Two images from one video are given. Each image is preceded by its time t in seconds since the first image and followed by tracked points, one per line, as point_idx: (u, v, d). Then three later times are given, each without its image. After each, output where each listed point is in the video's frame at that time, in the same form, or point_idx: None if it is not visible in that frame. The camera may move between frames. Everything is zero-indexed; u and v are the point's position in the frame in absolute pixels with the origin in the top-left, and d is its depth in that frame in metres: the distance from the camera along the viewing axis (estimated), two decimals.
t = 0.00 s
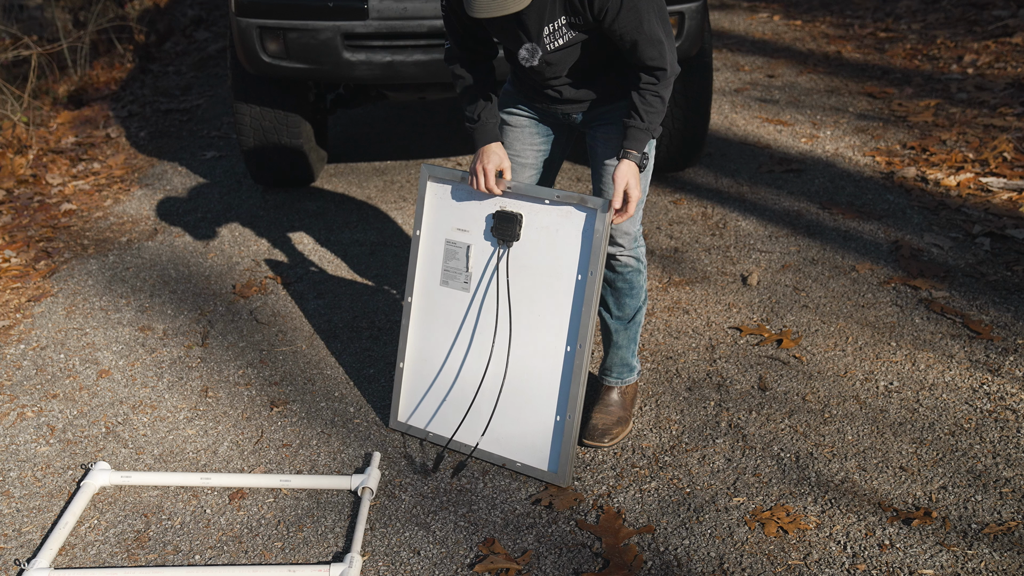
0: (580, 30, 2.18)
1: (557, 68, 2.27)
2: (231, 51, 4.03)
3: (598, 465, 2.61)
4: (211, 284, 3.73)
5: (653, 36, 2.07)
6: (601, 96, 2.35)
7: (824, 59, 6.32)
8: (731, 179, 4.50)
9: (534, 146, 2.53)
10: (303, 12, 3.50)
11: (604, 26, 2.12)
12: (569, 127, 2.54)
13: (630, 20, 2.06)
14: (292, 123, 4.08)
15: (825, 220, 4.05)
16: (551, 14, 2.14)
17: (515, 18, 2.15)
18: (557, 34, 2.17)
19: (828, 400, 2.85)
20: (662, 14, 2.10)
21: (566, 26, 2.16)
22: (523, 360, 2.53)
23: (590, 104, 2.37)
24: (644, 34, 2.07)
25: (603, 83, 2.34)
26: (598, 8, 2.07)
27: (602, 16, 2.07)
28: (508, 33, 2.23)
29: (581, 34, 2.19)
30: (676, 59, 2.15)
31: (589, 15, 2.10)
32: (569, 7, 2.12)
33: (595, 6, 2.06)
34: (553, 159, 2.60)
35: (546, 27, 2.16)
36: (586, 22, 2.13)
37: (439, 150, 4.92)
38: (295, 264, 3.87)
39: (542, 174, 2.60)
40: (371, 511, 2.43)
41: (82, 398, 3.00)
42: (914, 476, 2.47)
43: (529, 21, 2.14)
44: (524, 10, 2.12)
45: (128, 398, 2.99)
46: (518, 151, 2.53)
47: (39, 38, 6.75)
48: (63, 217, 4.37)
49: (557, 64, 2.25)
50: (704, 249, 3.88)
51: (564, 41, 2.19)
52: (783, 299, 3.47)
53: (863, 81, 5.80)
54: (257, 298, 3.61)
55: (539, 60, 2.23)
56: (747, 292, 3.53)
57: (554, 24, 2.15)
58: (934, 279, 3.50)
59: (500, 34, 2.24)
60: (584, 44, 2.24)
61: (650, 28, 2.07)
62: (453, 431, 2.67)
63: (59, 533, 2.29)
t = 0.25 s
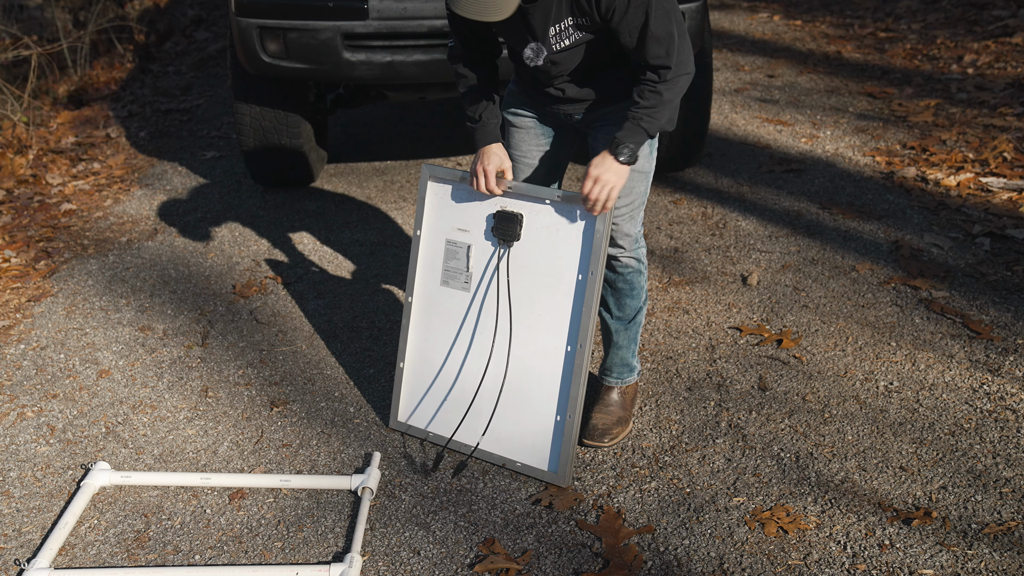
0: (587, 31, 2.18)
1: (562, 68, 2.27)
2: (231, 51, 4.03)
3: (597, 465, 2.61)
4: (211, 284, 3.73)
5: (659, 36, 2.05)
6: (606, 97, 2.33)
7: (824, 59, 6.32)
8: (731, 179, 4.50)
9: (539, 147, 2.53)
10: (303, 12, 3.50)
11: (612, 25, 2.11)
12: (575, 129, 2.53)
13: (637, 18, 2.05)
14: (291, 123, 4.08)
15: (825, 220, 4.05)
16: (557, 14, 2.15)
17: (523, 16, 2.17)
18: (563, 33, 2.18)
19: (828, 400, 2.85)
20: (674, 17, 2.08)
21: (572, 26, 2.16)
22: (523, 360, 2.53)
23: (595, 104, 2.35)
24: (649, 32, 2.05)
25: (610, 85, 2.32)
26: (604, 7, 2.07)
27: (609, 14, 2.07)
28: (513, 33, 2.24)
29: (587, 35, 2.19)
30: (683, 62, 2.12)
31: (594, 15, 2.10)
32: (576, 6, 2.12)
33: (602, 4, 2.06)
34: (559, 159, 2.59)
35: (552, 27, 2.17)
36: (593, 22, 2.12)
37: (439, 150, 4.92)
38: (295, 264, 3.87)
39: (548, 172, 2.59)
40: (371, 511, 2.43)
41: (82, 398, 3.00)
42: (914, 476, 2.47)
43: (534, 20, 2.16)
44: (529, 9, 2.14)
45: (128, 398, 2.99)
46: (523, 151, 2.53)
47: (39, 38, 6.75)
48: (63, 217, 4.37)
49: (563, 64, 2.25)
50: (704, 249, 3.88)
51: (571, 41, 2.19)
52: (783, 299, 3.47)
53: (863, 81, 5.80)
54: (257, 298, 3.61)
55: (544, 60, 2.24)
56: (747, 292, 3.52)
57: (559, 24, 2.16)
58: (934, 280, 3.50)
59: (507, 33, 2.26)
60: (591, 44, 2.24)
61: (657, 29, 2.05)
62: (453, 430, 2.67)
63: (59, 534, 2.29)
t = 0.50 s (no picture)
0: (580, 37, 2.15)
1: (557, 70, 2.26)
2: (231, 51, 4.03)
3: (598, 465, 2.61)
4: (211, 284, 3.73)
5: (640, 53, 2.03)
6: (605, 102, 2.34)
7: (824, 59, 6.32)
8: (731, 179, 4.50)
9: (540, 148, 2.53)
10: (303, 12, 3.50)
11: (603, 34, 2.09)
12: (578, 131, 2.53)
13: (623, 32, 2.01)
14: (292, 123, 4.08)
15: (825, 220, 4.05)
16: (552, 19, 2.11)
17: (518, 17, 2.16)
18: (557, 39, 2.15)
19: (828, 400, 2.85)
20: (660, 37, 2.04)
21: (566, 32, 2.14)
22: (527, 360, 2.53)
23: (594, 109, 2.36)
24: (631, 45, 2.02)
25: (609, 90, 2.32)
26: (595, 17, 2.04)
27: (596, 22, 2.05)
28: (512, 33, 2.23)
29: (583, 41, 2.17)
30: (664, 88, 2.07)
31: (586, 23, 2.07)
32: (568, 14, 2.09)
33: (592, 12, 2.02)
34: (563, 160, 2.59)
35: (546, 31, 2.14)
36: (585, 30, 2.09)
37: (439, 150, 4.92)
38: (295, 264, 3.87)
39: (550, 174, 2.60)
40: (371, 511, 2.43)
41: (82, 398, 3.00)
42: (914, 477, 2.47)
43: (529, 24, 2.13)
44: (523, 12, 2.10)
45: (128, 398, 2.99)
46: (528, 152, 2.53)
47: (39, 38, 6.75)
48: (63, 217, 4.37)
49: (558, 66, 2.24)
50: (704, 249, 3.88)
51: (565, 46, 2.17)
52: (783, 299, 3.47)
53: (863, 81, 5.80)
54: (257, 298, 3.61)
55: (538, 62, 2.24)
56: (747, 292, 3.53)
57: (553, 29, 2.13)
58: (933, 280, 3.50)
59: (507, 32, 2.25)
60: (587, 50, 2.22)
61: (639, 44, 2.02)
62: (455, 430, 2.67)
63: (59, 534, 2.29)
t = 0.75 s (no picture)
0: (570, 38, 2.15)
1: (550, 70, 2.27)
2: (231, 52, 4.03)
3: (598, 465, 2.61)
4: (211, 284, 3.73)
5: (624, 54, 2.00)
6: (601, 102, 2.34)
7: (824, 59, 6.32)
8: (731, 179, 4.50)
9: (540, 147, 2.54)
10: (303, 12, 3.50)
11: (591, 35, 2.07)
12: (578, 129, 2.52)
13: (607, 34, 1.99)
14: (292, 123, 4.08)
15: (825, 220, 4.05)
16: (541, 19, 2.12)
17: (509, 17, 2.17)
18: (547, 40, 2.16)
19: (828, 400, 2.85)
20: (647, 40, 2.00)
21: (555, 33, 2.14)
22: (526, 360, 2.53)
23: (590, 108, 2.36)
24: (616, 48, 2.00)
25: (603, 89, 2.32)
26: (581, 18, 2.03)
27: (582, 22, 2.04)
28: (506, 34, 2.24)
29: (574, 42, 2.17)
30: (650, 94, 2.03)
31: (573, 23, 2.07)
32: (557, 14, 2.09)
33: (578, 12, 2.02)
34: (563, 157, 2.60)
35: (536, 32, 2.15)
36: (574, 30, 2.09)
37: (438, 150, 4.92)
38: (295, 264, 3.87)
39: (550, 172, 2.62)
40: (371, 511, 2.43)
41: (82, 398, 3.00)
42: (914, 476, 2.47)
43: (519, 24, 2.15)
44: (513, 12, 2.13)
45: (128, 398, 2.99)
46: (526, 150, 2.56)
47: (39, 38, 6.75)
48: (63, 217, 4.37)
49: (549, 66, 2.25)
50: (704, 249, 3.88)
51: (555, 47, 2.17)
52: (783, 299, 3.47)
53: (863, 81, 5.80)
54: (256, 298, 3.61)
55: (529, 62, 2.25)
56: (747, 292, 3.53)
57: (543, 30, 2.14)
58: (934, 280, 3.50)
59: (499, 32, 2.26)
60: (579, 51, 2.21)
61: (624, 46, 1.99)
62: (454, 430, 2.67)
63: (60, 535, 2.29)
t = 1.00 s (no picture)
0: (566, 37, 2.16)
1: (548, 70, 2.28)
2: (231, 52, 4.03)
3: (598, 465, 2.61)
4: (211, 284, 3.73)
5: (633, 46, 1.98)
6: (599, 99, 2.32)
7: (824, 59, 6.32)
8: (731, 179, 4.50)
9: (536, 147, 2.53)
10: (303, 12, 3.50)
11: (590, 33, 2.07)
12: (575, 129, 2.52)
13: (611, 29, 1.98)
14: (292, 123, 4.08)
15: (825, 220, 4.05)
16: (537, 19, 2.14)
17: (505, 18, 2.20)
18: (543, 38, 2.17)
19: (828, 400, 2.85)
20: (652, 32, 1.99)
21: (552, 31, 2.15)
22: (523, 361, 2.53)
23: (589, 106, 2.34)
24: (622, 40, 1.98)
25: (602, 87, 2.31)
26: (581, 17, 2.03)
27: (581, 21, 2.04)
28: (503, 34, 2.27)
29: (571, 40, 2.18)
30: (664, 84, 2.02)
31: (570, 22, 2.08)
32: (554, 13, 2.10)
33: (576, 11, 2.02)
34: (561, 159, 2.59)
35: (532, 31, 2.16)
36: (571, 29, 2.10)
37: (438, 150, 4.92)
38: (295, 264, 3.87)
39: (547, 173, 2.61)
40: (371, 511, 2.43)
41: (82, 398, 3.00)
42: (914, 476, 2.47)
43: (515, 23, 2.17)
44: (510, 13, 2.15)
45: (128, 398, 2.99)
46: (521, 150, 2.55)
47: (39, 38, 6.75)
48: (63, 217, 4.37)
49: (548, 66, 2.25)
50: (704, 249, 3.88)
51: (552, 46, 2.18)
52: (783, 299, 3.47)
53: (863, 81, 5.80)
54: (256, 298, 3.61)
55: (526, 62, 2.27)
56: (747, 292, 3.53)
57: (539, 29, 2.16)
58: (934, 280, 3.50)
59: (497, 33, 2.29)
60: (577, 49, 2.22)
61: (628, 45, 1.97)
62: (453, 431, 2.67)
63: (59, 535, 2.29)
